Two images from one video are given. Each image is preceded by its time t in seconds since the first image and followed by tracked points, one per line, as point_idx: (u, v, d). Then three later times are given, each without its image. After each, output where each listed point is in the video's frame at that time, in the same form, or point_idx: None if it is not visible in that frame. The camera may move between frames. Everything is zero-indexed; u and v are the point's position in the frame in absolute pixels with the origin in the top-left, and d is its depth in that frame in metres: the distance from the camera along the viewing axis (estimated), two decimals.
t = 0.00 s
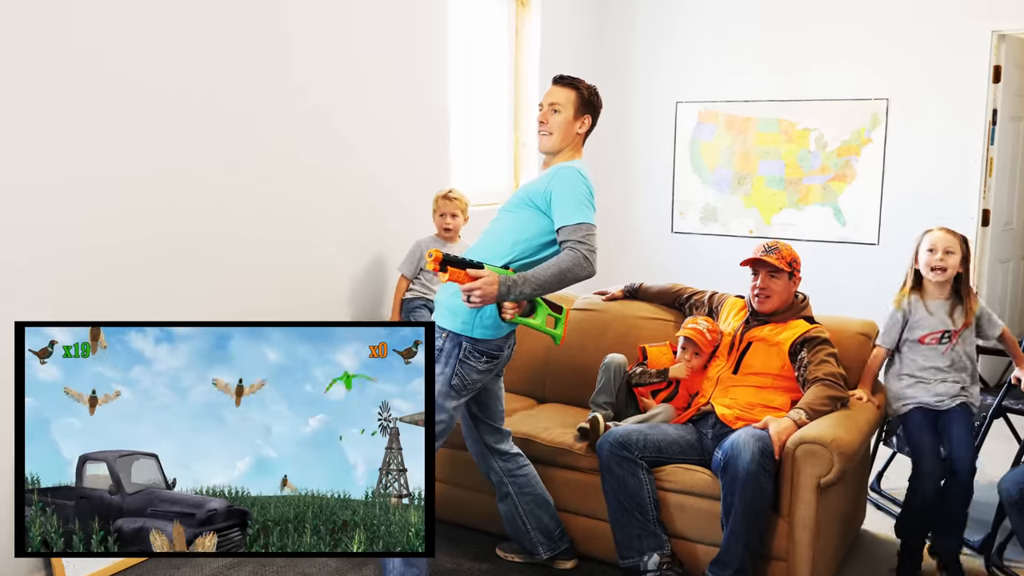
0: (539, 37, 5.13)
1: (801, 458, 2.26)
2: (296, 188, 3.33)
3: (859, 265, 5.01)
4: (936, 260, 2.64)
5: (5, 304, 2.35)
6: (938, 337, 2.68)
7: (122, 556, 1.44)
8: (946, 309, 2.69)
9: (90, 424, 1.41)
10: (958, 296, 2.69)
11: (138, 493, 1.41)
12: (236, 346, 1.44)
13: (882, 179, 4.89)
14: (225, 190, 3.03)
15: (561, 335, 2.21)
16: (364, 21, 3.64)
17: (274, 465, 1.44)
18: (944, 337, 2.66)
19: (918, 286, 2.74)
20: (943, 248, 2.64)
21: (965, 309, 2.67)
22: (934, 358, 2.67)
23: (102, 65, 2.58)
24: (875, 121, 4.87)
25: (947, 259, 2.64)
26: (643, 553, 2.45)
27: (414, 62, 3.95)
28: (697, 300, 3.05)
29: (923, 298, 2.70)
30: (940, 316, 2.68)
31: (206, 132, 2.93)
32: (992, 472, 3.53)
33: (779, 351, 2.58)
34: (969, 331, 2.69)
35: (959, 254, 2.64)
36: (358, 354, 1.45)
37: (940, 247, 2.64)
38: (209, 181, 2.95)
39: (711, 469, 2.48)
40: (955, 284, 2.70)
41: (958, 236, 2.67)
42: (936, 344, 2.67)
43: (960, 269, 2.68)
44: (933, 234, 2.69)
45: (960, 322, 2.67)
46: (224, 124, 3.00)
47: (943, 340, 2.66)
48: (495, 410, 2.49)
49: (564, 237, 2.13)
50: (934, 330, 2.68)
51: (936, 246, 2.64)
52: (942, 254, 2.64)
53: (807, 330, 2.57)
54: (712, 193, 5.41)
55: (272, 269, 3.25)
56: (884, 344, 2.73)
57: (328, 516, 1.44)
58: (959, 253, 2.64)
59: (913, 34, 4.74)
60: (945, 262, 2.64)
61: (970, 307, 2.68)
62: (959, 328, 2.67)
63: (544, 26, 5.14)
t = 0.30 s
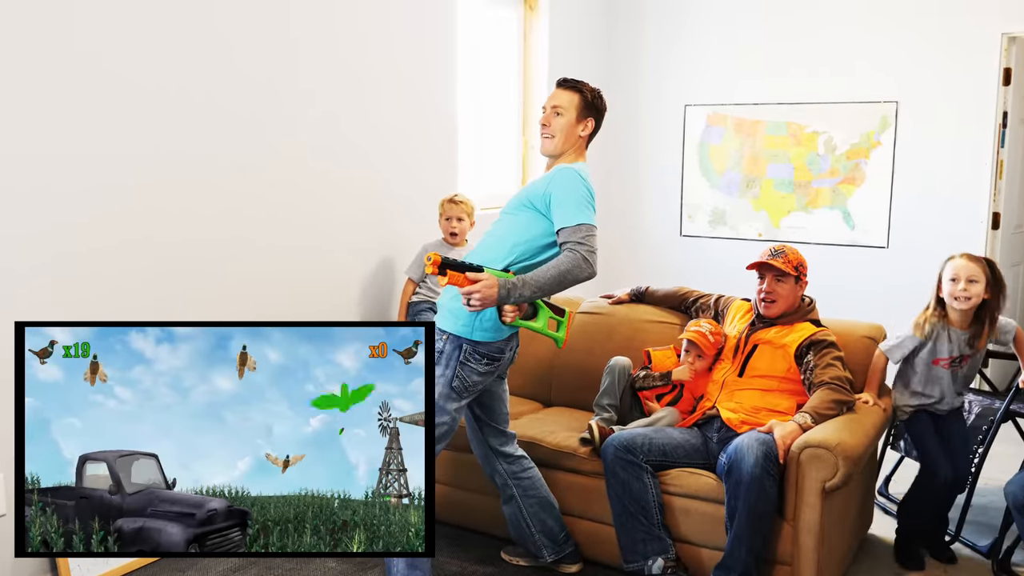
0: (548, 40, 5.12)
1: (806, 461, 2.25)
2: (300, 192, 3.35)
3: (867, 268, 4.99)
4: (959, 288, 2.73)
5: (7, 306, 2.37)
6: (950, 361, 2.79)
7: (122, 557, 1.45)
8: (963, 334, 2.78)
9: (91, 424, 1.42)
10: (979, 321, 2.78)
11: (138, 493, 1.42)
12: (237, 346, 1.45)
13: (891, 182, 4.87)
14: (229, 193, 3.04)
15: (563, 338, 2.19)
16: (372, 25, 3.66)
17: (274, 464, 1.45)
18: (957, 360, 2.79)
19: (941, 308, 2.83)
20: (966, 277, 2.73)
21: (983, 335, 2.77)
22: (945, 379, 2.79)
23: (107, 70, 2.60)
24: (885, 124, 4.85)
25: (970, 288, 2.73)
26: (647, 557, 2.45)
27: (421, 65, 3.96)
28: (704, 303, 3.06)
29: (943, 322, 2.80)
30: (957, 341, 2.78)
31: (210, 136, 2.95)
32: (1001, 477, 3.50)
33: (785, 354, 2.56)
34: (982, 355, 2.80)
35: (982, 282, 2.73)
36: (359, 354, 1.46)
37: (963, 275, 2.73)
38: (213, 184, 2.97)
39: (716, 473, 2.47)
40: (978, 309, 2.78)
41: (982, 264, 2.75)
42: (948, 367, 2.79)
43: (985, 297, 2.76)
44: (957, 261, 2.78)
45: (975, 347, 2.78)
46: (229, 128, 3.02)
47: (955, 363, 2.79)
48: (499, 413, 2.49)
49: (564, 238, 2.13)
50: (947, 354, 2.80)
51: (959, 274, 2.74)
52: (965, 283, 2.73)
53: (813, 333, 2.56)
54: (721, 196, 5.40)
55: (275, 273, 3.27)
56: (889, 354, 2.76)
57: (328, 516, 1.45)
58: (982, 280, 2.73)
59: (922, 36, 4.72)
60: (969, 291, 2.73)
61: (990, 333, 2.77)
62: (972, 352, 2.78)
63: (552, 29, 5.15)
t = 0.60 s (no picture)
0: (555, 43, 5.12)
1: (811, 466, 2.24)
2: (306, 194, 3.36)
3: (877, 271, 4.96)
4: (955, 286, 2.74)
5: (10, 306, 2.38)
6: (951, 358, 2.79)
7: (122, 557, 1.46)
8: (963, 332, 2.78)
9: (92, 424, 1.42)
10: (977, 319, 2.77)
11: (138, 493, 1.43)
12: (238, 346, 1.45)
13: (901, 186, 4.84)
14: (234, 193, 3.06)
15: (569, 340, 2.19)
16: (378, 29, 3.67)
17: (275, 464, 1.45)
18: (957, 358, 2.78)
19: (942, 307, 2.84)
20: (962, 275, 2.73)
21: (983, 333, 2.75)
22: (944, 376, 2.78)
23: (111, 72, 2.62)
24: (894, 127, 4.83)
25: (966, 285, 2.73)
26: (651, 561, 2.44)
27: (428, 67, 3.97)
28: (709, 306, 3.03)
29: (942, 320, 2.80)
30: (956, 339, 2.78)
31: (215, 138, 2.96)
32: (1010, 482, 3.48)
33: (791, 358, 2.55)
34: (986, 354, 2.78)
35: (977, 280, 2.73)
36: (359, 354, 1.46)
37: (959, 273, 2.73)
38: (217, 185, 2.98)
39: (721, 478, 2.46)
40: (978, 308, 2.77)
41: (980, 263, 2.75)
42: (948, 364, 2.78)
43: (983, 295, 2.75)
44: (956, 260, 2.78)
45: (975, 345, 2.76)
46: (234, 130, 3.03)
47: (955, 360, 2.78)
48: (503, 415, 2.49)
49: (562, 240, 2.14)
50: (948, 351, 2.79)
51: (955, 272, 2.74)
52: (960, 281, 2.73)
53: (820, 336, 2.55)
54: (729, 200, 5.39)
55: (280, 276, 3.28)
56: (894, 355, 2.73)
57: (328, 516, 1.45)
58: (977, 279, 2.73)
59: (930, 39, 4.70)
60: (964, 289, 2.73)
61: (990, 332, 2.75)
62: (975, 351, 2.76)
63: (560, 32, 5.15)
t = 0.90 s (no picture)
0: (568, 46, 5.13)
1: (819, 471, 2.23)
2: (313, 196, 3.38)
3: (890, 276, 4.93)
4: (959, 278, 2.74)
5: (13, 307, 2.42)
6: (958, 350, 2.79)
7: (122, 557, 1.47)
8: (968, 324, 2.78)
9: (92, 424, 1.43)
10: (981, 311, 2.77)
11: (138, 493, 1.44)
12: (238, 346, 1.46)
13: (916, 189, 4.80)
14: (237, 196, 3.09)
15: (569, 346, 2.20)
16: (389, 31, 3.69)
17: (276, 465, 1.47)
18: (963, 352, 2.78)
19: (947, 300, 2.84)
20: (966, 267, 2.73)
21: (987, 325, 2.75)
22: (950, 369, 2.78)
23: (114, 75, 2.65)
24: (908, 130, 4.80)
25: (970, 278, 2.73)
26: (658, 565, 2.43)
27: (438, 70, 3.98)
28: (720, 310, 3.03)
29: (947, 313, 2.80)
30: (962, 331, 2.78)
31: (217, 140, 2.99)
32: None
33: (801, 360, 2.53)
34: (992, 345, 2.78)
35: (982, 272, 2.72)
36: (359, 354, 1.48)
37: (963, 265, 2.73)
38: (221, 187, 3.01)
39: (729, 483, 2.45)
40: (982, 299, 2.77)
41: (984, 254, 2.74)
42: (954, 356, 2.79)
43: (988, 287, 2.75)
44: (960, 252, 2.78)
45: (981, 337, 2.76)
46: (236, 131, 3.06)
47: (961, 354, 2.78)
48: (510, 419, 2.49)
49: (567, 244, 2.15)
50: (954, 344, 2.79)
51: (960, 264, 2.74)
52: (965, 273, 2.73)
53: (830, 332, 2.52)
54: (742, 204, 5.37)
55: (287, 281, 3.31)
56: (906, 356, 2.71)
57: (328, 516, 1.48)
58: (983, 271, 2.73)
59: (943, 43, 4.67)
60: (967, 281, 2.73)
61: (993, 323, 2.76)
62: (981, 343, 2.76)
63: (573, 34, 5.15)
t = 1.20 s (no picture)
0: (579, 49, 5.13)
1: (826, 472, 2.22)
2: (319, 198, 3.40)
3: (903, 278, 4.89)
4: (961, 276, 2.79)
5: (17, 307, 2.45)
6: (962, 348, 2.84)
7: (123, 557, 1.48)
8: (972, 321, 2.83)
9: (93, 424, 1.45)
10: (984, 307, 2.82)
11: (138, 493, 1.45)
12: (239, 346, 1.48)
13: (928, 191, 4.77)
14: (242, 197, 3.11)
15: (573, 352, 2.21)
16: (396, 34, 3.71)
17: (277, 465, 1.48)
18: (968, 349, 2.84)
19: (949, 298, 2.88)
20: (968, 264, 2.78)
21: (991, 321, 2.81)
22: (956, 367, 2.84)
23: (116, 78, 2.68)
24: (920, 132, 4.77)
25: (972, 274, 2.78)
26: (664, 566, 2.42)
27: (447, 73, 3.99)
28: (729, 312, 3.03)
29: (951, 312, 2.85)
30: (966, 329, 2.83)
31: (218, 141, 3.01)
32: None
33: (810, 361, 2.52)
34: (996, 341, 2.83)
35: (983, 269, 2.78)
36: (360, 354, 1.50)
37: (965, 263, 2.78)
38: (226, 189, 3.04)
39: (737, 484, 2.44)
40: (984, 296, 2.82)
41: (986, 251, 2.78)
42: (959, 355, 2.84)
43: (989, 284, 2.81)
44: (961, 249, 2.83)
45: (985, 334, 2.81)
46: (238, 132, 3.08)
47: (966, 351, 2.84)
48: (517, 419, 2.50)
49: (576, 245, 2.15)
50: (959, 342, 2.84)
51: (961, 262, 2.79)
52: (966, 270, 2.78)
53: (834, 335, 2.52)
54: (753, 206, 5.36)
55: (294, 283, 3.33)
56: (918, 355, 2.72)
57: (328, 516, 1.49)
58: (984, 267, 2.78)
59: (955, 44, 4.64)
60: (969, 279, 2.78)
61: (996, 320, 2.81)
62: (984, 341, 2.82)
63: (584, 37, 5.15)
